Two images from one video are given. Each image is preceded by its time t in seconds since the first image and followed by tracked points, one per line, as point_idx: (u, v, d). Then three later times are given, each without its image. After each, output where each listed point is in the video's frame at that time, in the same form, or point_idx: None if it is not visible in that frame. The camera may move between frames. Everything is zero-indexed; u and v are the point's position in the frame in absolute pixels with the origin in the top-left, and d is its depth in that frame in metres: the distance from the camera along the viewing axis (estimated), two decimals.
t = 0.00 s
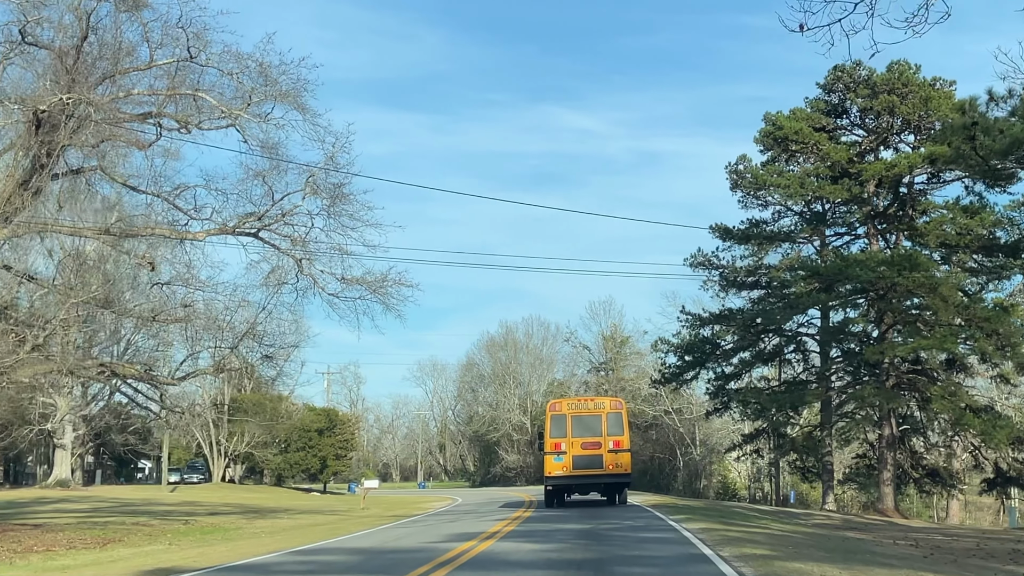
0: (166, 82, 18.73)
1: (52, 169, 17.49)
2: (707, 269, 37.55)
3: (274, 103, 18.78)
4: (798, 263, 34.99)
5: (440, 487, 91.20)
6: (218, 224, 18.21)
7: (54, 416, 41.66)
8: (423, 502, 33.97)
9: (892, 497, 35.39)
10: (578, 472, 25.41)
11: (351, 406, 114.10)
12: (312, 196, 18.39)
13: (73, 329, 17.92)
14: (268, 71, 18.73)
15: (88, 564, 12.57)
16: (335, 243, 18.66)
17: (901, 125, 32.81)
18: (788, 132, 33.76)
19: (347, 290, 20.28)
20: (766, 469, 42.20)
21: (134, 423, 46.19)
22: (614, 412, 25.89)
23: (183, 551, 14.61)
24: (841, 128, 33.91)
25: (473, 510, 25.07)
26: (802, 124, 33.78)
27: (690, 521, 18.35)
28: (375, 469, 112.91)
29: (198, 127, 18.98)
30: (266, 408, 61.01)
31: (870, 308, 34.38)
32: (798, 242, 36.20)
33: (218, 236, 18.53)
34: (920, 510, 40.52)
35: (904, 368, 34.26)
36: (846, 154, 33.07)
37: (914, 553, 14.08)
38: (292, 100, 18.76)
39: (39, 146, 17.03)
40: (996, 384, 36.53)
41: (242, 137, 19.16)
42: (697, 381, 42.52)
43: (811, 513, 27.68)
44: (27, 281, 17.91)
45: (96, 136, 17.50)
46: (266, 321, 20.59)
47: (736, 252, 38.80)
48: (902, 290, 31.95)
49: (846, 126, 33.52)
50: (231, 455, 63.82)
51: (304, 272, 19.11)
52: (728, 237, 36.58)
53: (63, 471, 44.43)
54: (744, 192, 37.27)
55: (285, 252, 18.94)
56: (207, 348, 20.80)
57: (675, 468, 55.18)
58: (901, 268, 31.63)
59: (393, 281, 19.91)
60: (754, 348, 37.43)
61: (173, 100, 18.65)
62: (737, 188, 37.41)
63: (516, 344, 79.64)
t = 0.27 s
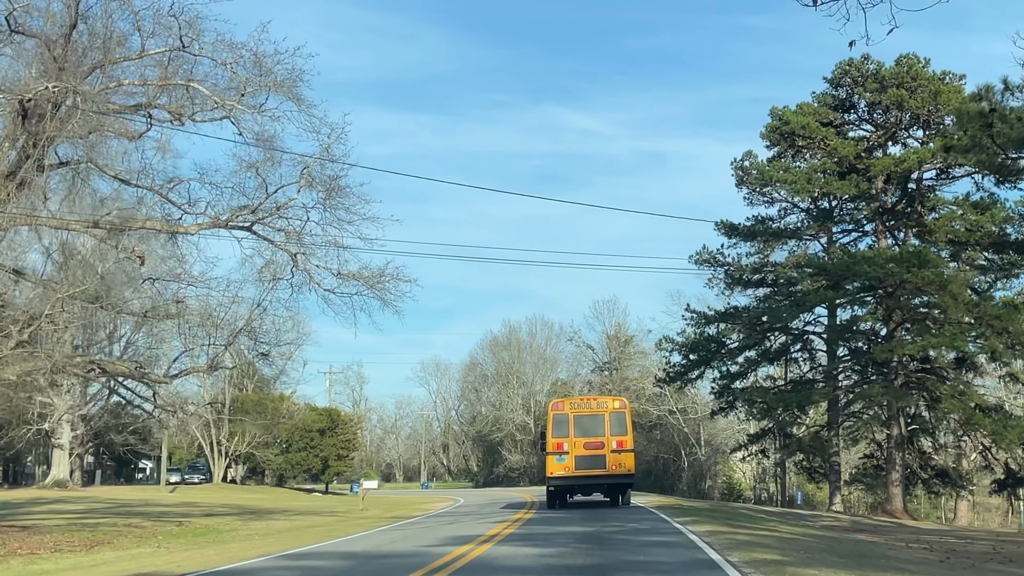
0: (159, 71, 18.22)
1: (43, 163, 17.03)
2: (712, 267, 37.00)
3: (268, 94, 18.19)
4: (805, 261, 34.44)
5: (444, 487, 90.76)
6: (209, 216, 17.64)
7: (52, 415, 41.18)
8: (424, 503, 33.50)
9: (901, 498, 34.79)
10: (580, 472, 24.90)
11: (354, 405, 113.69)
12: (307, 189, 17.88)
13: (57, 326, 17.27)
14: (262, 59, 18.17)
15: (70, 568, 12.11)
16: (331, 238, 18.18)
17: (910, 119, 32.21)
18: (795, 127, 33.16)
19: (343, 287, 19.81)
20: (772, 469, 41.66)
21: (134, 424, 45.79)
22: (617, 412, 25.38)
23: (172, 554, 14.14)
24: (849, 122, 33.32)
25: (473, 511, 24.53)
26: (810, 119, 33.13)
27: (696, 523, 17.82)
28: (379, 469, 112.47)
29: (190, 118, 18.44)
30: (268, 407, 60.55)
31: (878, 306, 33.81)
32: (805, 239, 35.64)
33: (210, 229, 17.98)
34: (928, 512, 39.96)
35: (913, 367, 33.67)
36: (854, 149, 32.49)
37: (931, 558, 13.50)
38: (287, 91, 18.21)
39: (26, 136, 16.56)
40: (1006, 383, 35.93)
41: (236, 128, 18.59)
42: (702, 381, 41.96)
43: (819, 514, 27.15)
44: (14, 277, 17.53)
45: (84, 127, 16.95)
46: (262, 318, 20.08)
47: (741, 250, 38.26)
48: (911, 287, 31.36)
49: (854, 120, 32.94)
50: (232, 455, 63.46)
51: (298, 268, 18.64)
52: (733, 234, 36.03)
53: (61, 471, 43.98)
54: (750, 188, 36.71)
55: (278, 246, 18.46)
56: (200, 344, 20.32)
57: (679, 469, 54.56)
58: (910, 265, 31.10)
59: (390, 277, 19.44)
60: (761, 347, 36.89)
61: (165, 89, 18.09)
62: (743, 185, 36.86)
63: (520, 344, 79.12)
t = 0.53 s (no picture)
0: (152, 61, 17.79)
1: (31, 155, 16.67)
2: (717, 265, 36.46)
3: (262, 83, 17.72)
4: (812, 259, 33.88)
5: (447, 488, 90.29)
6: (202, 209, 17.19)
7: (50, 416, 40.74)
8: (425, 504, 33.03)
9: (910, 500, 34.17)
10: (583, 473, 24.38)
11: (357, 406, 113.27)
12: (302, 182, 17.41)
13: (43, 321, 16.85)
14: (256, 48, 17.72)
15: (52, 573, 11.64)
16: (326, 232, 17.73)
17: (920, 114, 31.63)
18: (802, 122, 32.59)
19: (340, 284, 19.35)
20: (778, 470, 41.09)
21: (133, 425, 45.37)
22: (621, 412, 24.85)
23: (159, 559, 13.66)
24: (857, 118, 32.75)
25: (474, 513, 24.02)
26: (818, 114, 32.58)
27: (702, 527, 17.30)
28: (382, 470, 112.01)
29: (183, 109, 18.00)
30: (269, 408, 60.08)
31: (887, 305, 33.23)
32: (812, 237, 35.09)
33: (202, 223, 17.50)
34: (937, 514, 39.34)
35: (922, 367, 33.06)
36: (863, 144, 31.92)
37: (950, 564, 12.95)
38: (281, 82, 17.75)
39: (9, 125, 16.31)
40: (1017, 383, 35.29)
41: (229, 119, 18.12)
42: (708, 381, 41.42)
43: (827, 516, 26.57)
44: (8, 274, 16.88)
45: (72, 117, 16.54)
46: (256, 315, 19.63)
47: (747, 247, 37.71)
48: (921, 285, 30.77)
49: (862, 115, 32.37)
50: (233, 456, 63.10)
51: (293, 263, 18.18)
52: (739, 231, 35.51)
53: (60, 472, 43.58)
54: (756, 185, 36.16)
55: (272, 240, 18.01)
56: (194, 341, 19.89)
57: (684, 470, 53.97)
58: (920, 262, 30.56)
59: (388, 273, 18.96)
60: (767, 346, 36.34)
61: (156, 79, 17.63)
62: (748, 182, 36.32)
63: (524, 344, 78.64)
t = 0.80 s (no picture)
0: (143, 50, 17.41)
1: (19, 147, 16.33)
2: (723, 263, 35.96)
3: (255, 73, 17.29)
4: (819, 256, 33.39)
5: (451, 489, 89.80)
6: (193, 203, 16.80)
7: (48, 415, 40.39)
8: (426, 505, 32.60)
9: (919, 501, 33.62)
10: (586, 473, 23.91)
11: (361, 407, 112.87)
12: (297, 174, 16.99)
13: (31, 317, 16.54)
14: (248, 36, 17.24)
15: None
16: (321, 226, 17.28)
17: (928, 109, 31.08)
18: (809, 117, 32.07)
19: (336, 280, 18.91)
20: (785, 471, 40.55)
21: (134, 425, 45.06)
22: (624, 411, 24.37)
23: (145, 562, 13.25)
24: (865, 112, 32.21)
25: (475, 514, 23.57)
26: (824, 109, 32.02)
27: (708, 529, 16.81)
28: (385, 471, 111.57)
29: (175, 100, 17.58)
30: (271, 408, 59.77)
31: (895, 302, 32.68)
32: (819, 234, 34.55)
33: (193, 216, 17.08)
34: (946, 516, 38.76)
35: (931, 366, 32.51)
36: (871, 139, 31.40)
37: (968, 569, 12.45)
38: (275, 71, 17.35)
39: None
40: None
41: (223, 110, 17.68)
42: (712, 381, 40.91)
43: (836, 518, 26.05)
44: None
45: (60, 109, 16.15)
46: (250, 312, 19.22)
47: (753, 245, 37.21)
48: (930, 283, 30.23)
49: (870, 110, 31.84)
50: (235, 456, 62.74)
51: (288, 259, 17.75)
52: (745, 228, 35.06)
53: (58, 472, 43.22)
54: (762, 181, 35.65)
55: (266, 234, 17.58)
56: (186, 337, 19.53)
57: (689, 471, 53.45)
58: (929, 259, 30.03)
59: (385, 269, 18.48)
60: (773, 345, 35.84)
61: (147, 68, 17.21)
62: (754, 178, 35.81)
63: (528, 344, 78.18)
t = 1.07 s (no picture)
0: (133, 39, 16.93)
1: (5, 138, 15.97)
2: (727, 260, 35.41)
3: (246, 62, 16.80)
4: (825, 253, 32.83)
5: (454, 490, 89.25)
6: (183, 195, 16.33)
7: (45, 415, 39.97)
8: (426, 507, 32.09)
9: (927, 502, 33.02)
10: (588, 474, 23.36)
11: (363, 407, 112.38)
12: (289, 165, 16.49)
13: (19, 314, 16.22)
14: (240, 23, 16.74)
15: None
16: (314, 219, 16.79)
17: (937, 103, 30.48)
18: (816, 111, 31.50)
19: (331, 276, 18.44)
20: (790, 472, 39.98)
21: (132, 425, 44.65)
22: (626, 411, 23.86)
23: (128, 567, 12.79)
24: (872, 107, 31.65)
25: (474, 516, 23.02)
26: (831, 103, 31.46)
27: (714, 532, 16.28)
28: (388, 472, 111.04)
29: (165, 90, 17.07)
30: (273, 407, 59.90)
31: (904, 300, 32.10)
32: (825, 231, 33.99)
33: (182, 209, 16.59)
34: (955, 517, 38.15)
35: (940, 364, 31.93)
36: (878, 134, 30.84)
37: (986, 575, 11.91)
38: (267, 60, 16.88)
39: None
40: None
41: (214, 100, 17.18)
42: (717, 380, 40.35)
43: (844, 520, 25.49)
44: None
45: (44, 98, 15.65)
46: (243, 308, 18.74)
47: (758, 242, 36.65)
48: (939, 279, 29.65)
49: (877, 104, 31.27)
50: (234, 457, 62.31)
51: (281, 253, 17.25)
52: (750, 225, 34.53)
53: (55, 473, 42.80)
54: (767, 177, 35.10)
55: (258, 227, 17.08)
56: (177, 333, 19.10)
57: (693, 472, 52.87)
58: (938, 256, 29.46)
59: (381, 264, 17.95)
60: (779, 344, 35.28)
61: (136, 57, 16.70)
62: (759, 174, 35.25)
63: (530, 344, 77.65)
